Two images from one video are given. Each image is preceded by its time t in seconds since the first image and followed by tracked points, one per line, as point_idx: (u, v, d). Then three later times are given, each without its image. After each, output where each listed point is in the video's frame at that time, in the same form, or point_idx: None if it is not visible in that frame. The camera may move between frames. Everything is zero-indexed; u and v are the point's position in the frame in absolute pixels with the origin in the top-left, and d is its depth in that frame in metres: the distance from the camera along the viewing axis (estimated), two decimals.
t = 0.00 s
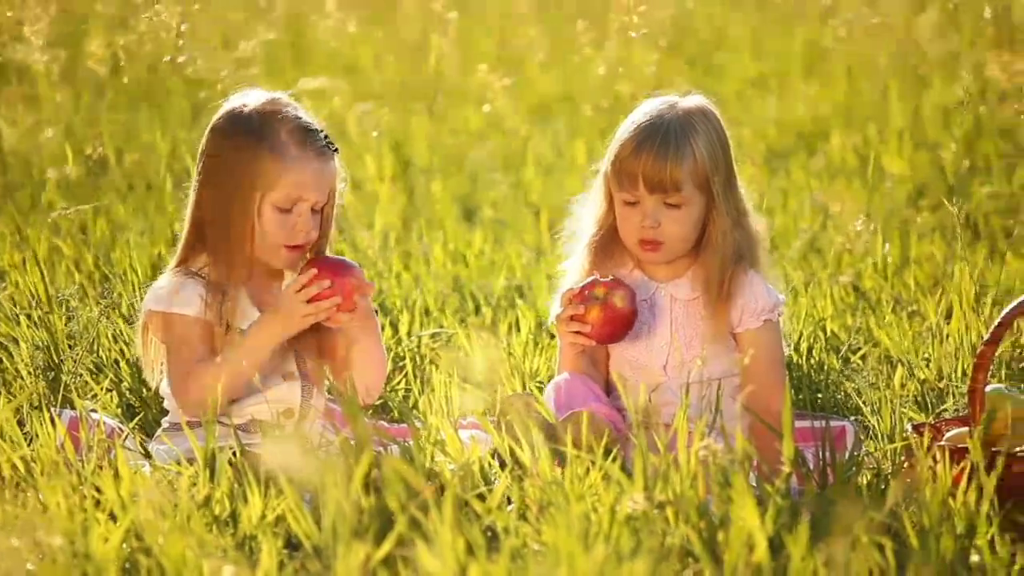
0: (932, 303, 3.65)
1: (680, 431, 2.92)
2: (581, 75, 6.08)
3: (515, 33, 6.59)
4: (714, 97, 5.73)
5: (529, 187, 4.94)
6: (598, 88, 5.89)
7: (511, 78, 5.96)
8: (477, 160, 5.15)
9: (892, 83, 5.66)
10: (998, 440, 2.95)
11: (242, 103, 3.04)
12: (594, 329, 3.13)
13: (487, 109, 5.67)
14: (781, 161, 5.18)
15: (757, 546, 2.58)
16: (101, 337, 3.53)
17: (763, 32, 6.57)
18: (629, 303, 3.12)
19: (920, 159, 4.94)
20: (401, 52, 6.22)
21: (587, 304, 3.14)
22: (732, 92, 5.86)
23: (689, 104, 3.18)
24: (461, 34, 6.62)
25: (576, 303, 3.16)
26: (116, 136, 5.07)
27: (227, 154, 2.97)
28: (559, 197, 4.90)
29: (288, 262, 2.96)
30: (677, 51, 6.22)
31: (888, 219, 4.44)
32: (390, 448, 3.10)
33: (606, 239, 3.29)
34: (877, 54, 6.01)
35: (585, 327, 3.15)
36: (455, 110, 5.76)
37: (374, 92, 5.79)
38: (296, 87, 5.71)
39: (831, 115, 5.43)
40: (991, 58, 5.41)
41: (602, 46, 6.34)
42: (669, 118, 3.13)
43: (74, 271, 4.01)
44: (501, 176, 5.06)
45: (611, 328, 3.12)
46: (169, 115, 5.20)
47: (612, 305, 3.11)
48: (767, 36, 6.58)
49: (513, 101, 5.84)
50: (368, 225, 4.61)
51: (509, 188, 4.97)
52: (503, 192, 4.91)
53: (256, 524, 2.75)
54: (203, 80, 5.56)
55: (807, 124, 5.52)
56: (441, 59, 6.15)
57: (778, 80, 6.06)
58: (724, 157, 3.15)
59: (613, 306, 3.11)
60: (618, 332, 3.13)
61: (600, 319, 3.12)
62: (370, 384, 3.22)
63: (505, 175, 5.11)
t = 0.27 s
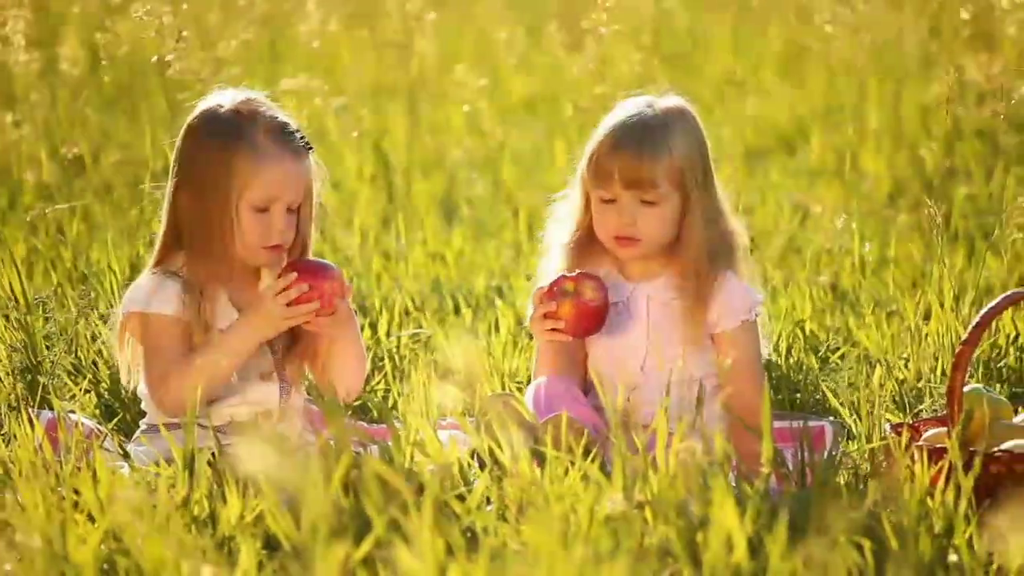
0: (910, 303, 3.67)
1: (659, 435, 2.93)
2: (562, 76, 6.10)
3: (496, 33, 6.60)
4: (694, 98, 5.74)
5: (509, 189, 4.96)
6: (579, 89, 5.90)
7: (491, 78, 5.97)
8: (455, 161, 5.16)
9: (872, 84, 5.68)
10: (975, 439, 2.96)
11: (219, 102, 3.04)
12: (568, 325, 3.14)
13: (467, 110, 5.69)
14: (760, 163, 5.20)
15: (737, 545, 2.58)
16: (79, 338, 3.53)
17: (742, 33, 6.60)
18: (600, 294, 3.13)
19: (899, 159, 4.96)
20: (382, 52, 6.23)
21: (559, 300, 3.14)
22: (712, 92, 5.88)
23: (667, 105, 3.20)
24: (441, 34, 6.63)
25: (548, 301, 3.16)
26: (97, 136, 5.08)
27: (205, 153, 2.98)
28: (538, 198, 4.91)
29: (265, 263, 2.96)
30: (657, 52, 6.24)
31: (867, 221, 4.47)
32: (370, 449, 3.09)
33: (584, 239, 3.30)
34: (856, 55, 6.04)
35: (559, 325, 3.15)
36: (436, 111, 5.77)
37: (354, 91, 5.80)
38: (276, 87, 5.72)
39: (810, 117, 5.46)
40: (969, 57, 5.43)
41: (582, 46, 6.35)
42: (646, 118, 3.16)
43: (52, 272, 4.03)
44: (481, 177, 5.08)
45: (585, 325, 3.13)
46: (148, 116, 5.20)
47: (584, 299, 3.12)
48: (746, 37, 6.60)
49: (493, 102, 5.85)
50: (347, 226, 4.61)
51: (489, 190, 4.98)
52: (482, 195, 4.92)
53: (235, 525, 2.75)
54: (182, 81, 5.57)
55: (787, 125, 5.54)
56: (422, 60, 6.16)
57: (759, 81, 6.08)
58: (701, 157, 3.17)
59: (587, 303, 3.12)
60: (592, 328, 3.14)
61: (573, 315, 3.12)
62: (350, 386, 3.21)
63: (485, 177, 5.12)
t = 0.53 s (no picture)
0: (892, 304, 3.69)
1: (642, 434, 2.93)
2: (545, 77, 6.12)
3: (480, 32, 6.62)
4: (679, 98, 5.75)
5: (490, 189, 4.98)
6: (563, 89, 5.91)
7: (476, 76, 5.98)
8: (437, 162, 5.18)
9: (855, 85, 5.69)
10: (957, 438, 2.94)
11: (199, 102, 3.04)
12: (547, 308, 3.14)
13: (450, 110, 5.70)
14: (742, 165, 5.23)
15: (719, 545, 2.57)
16: (60, 338, 3.54)
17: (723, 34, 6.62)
18: (576, 275, 3.13)
19: (881, 160, 4.98)
20: (366, 52, 6.24)
21: (538, 284, 3.15)
22: (694, 93, 5.90)
23: (650, 103, 3.21)
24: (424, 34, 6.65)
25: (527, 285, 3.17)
26: (79, 137, 5.07)
27: (185, 151, 2.97)
28: (520, 199, 4.93)
29: (244, 263, 2.97)
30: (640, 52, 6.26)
31: (848, 222, 4.49)
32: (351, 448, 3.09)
33: (565, 237, 3.30)
34: (838, 57, 6.07)
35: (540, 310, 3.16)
36: (420, 111, 5.77)
37: (337, 91, 5.81)
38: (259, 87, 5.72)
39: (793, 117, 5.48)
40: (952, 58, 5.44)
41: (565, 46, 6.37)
42: (629, 116, 3.16)
43: (33, 273, 4.04)
44: (462, 177, 5.09)
45: (564, 308, 3.13)
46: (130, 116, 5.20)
47: (563, 283, 3.12)
48: (728, 37, 6.63)
49: (477, 101, 5.86)
50: (329, 225, 4.62)
51: (472, 189, 5.00)
52: (465, 194, 4.93)
53: (217, 525, 2.74)
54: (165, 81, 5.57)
55: (770, 126, 5.57)
56: (406, 59, 6.17)
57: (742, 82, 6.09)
58: (684, 155, 3.17)
59: (568, 292, 3.12)
60: (571, 311, 3.14)
61: (553, 299, 3.13)
62: (332, 386, 3.23)
63: (468, 178, 5.13)
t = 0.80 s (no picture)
0: (874, 303, 3.71)
1: (624, 434, 2.93)
2: (528, 77, 6.16)
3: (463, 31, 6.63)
4: (661, 98, 5.77)
5: (472, 188, 5.01)
6: (547, 89, 5.92)
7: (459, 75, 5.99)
8: (420, 161, 5.20)
9: (838, 85, 5.72)
10: (938, 438, 2.94)
11: (180, 101, 3.04)
12: (527, 294, 3.17)
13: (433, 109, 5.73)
14: (724, 163, 5.26)
15: (702, 545, 2.56)
16: (41, 338, 3.55)
17: (706, 36, 6.68)
18: (555, 261, 3.16)
19: (862, 160, 5.02)
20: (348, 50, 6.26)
21: (517, 270, 3.17)
22: (677, 94, 5.94)
23: (632, 101, 3.21)
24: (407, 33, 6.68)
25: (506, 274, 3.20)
26: (60, 136, 5.07)
27: (166, 150, 2.97)
28: (502, 200, 4.97)
29: (225, 262, 2.97)
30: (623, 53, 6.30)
31: (831, 222, 4.54)
32: (333, 449, 3.08)
33: (547, 236, 3.33)
34: (819, 58, 6.11)
35: (521, 298, 3.18)
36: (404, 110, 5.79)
37: (320, 91, 5.83)
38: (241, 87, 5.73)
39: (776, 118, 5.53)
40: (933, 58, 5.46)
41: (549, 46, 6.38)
42: (604, 115, 3.16)
43: (13, 272, 4.04)
44: (445, 176, 5.12)
45: (544, 294, 3.15)
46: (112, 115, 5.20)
47: (541, 271, 3.14)
48: (710, 39, 6.68)
49: (460, 101, 5.89)
50: (311, 224, 4.64)
51: (455, 188, 5.01)
52: (448, 194, 4.94)
53: (199, 525, 2.73)
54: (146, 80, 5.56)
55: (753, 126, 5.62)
56: (389, 59, 6.18)
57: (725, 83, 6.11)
58: (662, 151, 3.17)
59: (546, 280, 3.14)
60: (551, 298, 3.16)
61: (533, 287, 3.15)
62: (316, 385, 3.22)
63: (452, 178, 5.14)
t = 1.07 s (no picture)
0: (855, 304, 3.78)
1: (607, 434, 2.89)
2: (512, 79, 6.26)
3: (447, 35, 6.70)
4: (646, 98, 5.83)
5: (455, 188, 5.08)
6: (530, 90, 5.98)
7: (444, 77, 6.05)
8: (404, 160, 5.26)
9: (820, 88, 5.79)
10: (920, 438, 2.91)
11: (162, 102, 3.05)
12: (495, 281, 3.21)
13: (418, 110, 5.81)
14: (707, 164, 5.43)
15: (684, 545, 2.49)
16: (23, 340, 3.60)
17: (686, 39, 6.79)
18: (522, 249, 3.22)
19: (843, 161, 5.10)
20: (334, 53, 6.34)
21: (485, 258, 3.23)
22: (659, 97, 6.02)
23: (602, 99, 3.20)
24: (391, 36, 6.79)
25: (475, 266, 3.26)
26: (45, 138, 5.10)
27: (147, 150, 2.98)
28: (485, 201, 5.05)
29: (207, 263, 3.00)
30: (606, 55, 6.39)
31: (810, 221, 4.62)
32: (317, 449, 3.10)
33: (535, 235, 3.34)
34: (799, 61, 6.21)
35: (490, 286, 3.23)
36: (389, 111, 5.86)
37: (303, 93, 5.89)
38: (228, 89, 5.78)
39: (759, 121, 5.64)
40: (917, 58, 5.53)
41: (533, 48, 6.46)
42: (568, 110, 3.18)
43: None
44: (428, 176, 5.18)
45: (510, 279, 3.20)
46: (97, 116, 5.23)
47: (508, 257, 3.20)
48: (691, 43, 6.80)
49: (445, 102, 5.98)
50: (294, 225, 4.69)
51: (437, 188, 5.07)
52: (431, 195, 4.99)
53: (180, 526, 2.68)
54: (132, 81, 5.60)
55: (736, 129, 5.75)
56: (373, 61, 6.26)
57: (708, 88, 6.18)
58: (617, 145, 3.14)
59: (507, 266, 3.20)
60: (518, 284, 3.21)
61: (498, 272, 3.20)
62: (299, 385, 3.24)
63: (434, 179, 5.20)
